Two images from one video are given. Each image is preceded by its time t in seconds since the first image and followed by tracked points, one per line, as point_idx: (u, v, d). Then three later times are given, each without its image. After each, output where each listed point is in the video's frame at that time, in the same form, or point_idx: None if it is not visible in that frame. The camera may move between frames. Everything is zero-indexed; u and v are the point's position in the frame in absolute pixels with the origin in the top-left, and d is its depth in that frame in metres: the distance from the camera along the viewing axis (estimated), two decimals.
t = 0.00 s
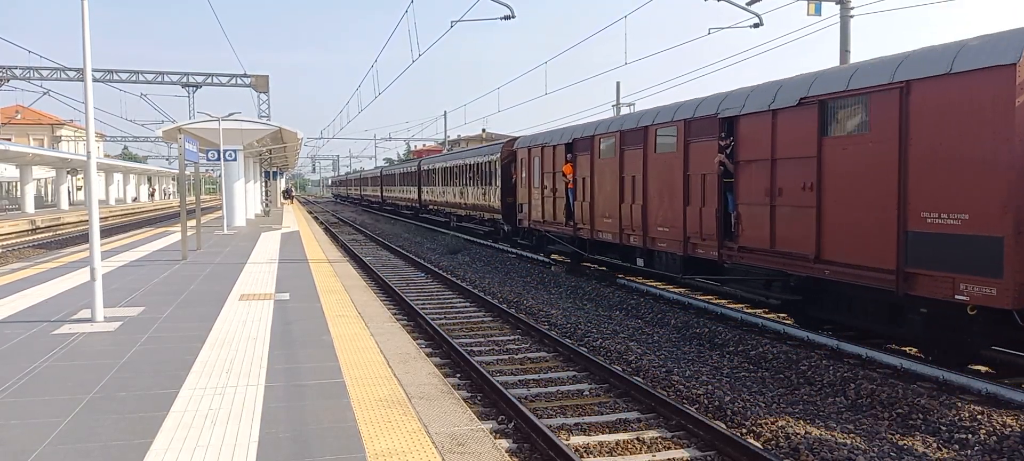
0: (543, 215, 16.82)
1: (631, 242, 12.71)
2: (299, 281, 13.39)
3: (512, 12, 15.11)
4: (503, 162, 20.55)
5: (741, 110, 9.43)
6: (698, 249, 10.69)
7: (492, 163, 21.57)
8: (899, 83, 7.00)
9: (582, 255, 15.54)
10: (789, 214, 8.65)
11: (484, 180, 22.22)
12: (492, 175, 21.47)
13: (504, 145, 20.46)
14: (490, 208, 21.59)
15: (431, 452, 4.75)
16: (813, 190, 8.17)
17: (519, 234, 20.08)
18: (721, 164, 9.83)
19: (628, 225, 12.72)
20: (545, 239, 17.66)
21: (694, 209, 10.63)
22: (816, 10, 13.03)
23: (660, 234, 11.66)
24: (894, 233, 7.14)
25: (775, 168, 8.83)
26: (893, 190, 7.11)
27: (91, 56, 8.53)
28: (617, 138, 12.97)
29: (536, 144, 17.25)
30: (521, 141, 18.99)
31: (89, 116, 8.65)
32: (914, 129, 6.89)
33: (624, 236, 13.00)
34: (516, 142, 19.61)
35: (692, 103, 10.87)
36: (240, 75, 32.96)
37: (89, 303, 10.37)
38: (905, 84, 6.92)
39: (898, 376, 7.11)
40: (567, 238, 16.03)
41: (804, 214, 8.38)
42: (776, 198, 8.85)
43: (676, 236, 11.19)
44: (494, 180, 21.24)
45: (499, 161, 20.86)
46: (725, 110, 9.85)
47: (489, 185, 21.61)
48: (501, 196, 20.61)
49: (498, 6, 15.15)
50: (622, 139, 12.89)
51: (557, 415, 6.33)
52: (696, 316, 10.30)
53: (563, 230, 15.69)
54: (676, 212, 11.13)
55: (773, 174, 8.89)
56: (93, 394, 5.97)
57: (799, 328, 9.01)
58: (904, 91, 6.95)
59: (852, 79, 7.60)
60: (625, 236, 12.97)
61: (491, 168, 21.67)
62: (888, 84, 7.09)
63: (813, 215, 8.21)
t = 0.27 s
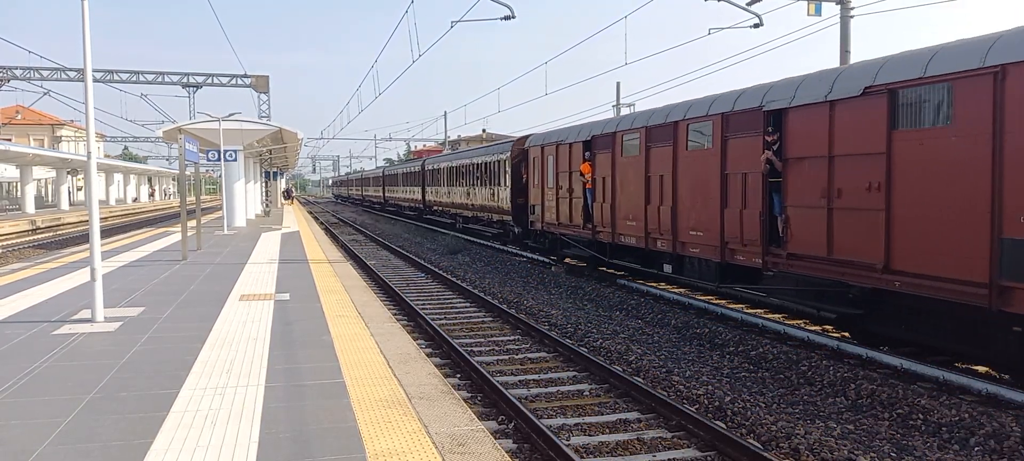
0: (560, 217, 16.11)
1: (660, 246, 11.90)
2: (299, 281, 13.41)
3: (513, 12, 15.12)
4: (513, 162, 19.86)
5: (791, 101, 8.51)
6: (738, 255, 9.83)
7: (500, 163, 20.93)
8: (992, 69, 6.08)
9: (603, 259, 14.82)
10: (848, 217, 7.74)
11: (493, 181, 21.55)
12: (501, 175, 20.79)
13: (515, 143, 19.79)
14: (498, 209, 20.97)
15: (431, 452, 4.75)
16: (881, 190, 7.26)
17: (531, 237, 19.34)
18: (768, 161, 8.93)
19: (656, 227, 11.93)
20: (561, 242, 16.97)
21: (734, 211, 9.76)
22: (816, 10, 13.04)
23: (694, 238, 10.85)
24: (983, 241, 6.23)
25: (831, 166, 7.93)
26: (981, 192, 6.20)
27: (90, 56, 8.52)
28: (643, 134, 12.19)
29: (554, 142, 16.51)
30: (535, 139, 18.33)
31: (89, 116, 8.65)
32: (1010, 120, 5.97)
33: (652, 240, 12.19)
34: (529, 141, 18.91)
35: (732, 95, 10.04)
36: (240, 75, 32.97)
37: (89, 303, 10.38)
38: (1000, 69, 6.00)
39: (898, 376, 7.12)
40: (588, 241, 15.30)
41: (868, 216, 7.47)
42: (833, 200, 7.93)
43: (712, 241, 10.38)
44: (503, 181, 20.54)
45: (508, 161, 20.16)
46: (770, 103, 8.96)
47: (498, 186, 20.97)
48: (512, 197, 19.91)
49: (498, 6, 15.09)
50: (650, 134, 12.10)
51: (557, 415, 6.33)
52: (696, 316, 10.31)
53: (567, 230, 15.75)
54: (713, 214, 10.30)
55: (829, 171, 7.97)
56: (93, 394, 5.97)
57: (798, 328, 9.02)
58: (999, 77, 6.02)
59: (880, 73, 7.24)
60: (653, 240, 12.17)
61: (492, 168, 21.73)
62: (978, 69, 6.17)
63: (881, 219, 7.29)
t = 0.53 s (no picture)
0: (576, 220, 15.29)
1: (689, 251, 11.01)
2: (299, 281, 13.43)
3: (512, 12, 15.17)
4: (524, 160, 19.14)
5: (850, 91, 7.60)
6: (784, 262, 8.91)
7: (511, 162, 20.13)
8: None
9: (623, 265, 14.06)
10: (924, 221, 6.83)
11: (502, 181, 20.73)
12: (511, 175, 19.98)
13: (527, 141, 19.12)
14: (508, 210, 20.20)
15: (431, 452, 4.76)
16: (965, 190, 6.37)
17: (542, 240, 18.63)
18: (823, 159, 8.01)
19: (686, 230, 11.05)
20: (576, 245, 16.14)
21: (780, 213, 8.86)
22: (816, 10, 13.05)
23: (730, 243, 9.95)
24: None
25: (902, 163, 7.04)
26: None
27: (90, 56, 8.52)
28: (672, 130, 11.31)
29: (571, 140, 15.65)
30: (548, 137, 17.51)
31: (89, 116, 8.65)
32: None
33: (681, 244, 11.32)
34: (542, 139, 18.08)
35: (811, 78, 8.47)
36: (240, 75, 32.99)
37: (89, 303, 10.39)
38: None
39: (898, 376, 7.12)
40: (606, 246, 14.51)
41: (951, 222, 6.55)
42: (904, 201, 7.04)
43: (751, 246, 9.48)
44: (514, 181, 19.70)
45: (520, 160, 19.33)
46: (825, 93, 8.05)
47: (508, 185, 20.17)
48: (522, 197, 19.09)
49: (498, 5, 15.23)
50: (679, 131, 11.23)
51: (557, 415, 6.34)
52: (696, 316, 10.32)
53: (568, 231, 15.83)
54: (754, 216, 9.41)
55: (898, 169, 7.09)
56: (93, 394, 5.98)
57: (798, 328, 9.02)
58: None
59: (907, 69, 6.98)
60: (683, 244, 11.27)
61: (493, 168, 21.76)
62: None
63: (967, 224, 6.38)
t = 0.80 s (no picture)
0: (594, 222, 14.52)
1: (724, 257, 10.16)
2: (300, 281, 13.44)
3: (513, 12, 15.16)
4: (535, 160, 18.44)
5: (924, 78, 6.74)
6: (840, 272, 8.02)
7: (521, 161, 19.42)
8: None
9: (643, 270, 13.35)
10: (1012, 224, 5.98)
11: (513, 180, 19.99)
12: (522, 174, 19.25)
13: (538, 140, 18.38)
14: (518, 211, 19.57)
15: (431, 452, 4.76)
16: None
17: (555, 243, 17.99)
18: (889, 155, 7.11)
19: (719, 235, 10.19)
20: (594, 248, 15.37)
21: (835, 217, 7.96)
22: (816, 10, 13.05)
23: (774, 249, 9.06)
24: None
25: (990, 159, 6.15)
26: None
27: (90, 56, 8.52)
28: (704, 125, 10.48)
29: (590, 138, 14.79)
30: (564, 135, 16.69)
31: (89, 116, 8.65)
32: None
33: (714, 250, 10.43)
34: (557, 136, 17.29)
35: (872, 66, 7.58)
36: (240, 75, 33.02)
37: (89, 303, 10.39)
38: None
39: (898, 376, 7.12)
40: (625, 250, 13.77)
41: None
42: (992, 203, 6.15)
43: (800, 253, 8.59)
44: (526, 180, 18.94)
45: (533, 159, 18.55)
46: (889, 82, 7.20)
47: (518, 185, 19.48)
48: (535, 198, 18.34)
49: (498, 6, 14.97)
50: (712, 126, 10.38)
51: (557, 415, 6.34)
52: (696, 316, 10.32)
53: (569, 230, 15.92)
54: (803, 220, 8.49)
55: (982, 166, 6.24)
56: (93, 394, 5.98)
57: (798, 328, 9.02)
58: None
59: (996, 52, 6.15)
60: (717, 250, 10.40)
61: (495, 168, 21.76)
62: None
63: None
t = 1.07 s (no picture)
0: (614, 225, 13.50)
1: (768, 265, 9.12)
2: (300, 281, 13.45)
3: (513, 12, 15.11)
4: (546, 158, 17.40)
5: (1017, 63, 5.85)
6: (910, 283, 7.02)
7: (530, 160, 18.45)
8: None
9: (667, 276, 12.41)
10: None
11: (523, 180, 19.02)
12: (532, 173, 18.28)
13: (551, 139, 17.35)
14: (527, 213, 18.65)
15: (431, 452, 4.76)
16: None
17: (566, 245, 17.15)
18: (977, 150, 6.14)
19: (761, 240, 9.19)
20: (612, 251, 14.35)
21: (904, 221, 6.96)
22: (816, 10, 13.05)
23: (825, 256, 8.08)
24: None
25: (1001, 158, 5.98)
26: None
27: (91, 56, 8.52)
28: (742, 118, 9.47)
29: (608, 134, 13.73)
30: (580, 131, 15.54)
31: (89, 116, 8.66)
32: None
33: (753, 256, 9.45)
34: (572, 133, 16.16)
35: (945, 50, 6.66)
36: (240, 75, 33.02)
37: (89, 303, 10.40)
38: None
39: (898, 376, 7.12)
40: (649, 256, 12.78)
41: None
42: None
43: (859, 261, 7.57)
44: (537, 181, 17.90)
45: (546, 158, 17.46)
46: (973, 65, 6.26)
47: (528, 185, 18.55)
48: (547, 199, 17.32)
49: (498, 6, 14.83)
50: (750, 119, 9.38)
51: (557, 416, 6.34)
52: (696, 317, 10.32)
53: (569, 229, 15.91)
54: (863, 222, 7.49)
55: None
56: (93, 394, 5.98)
57: (798, 328, 9.02)
58: None
59: (963, 56, 6.39)
60: (758, 255, 9.37)
61: (495, 167, 21.72)
62: None
63: None
